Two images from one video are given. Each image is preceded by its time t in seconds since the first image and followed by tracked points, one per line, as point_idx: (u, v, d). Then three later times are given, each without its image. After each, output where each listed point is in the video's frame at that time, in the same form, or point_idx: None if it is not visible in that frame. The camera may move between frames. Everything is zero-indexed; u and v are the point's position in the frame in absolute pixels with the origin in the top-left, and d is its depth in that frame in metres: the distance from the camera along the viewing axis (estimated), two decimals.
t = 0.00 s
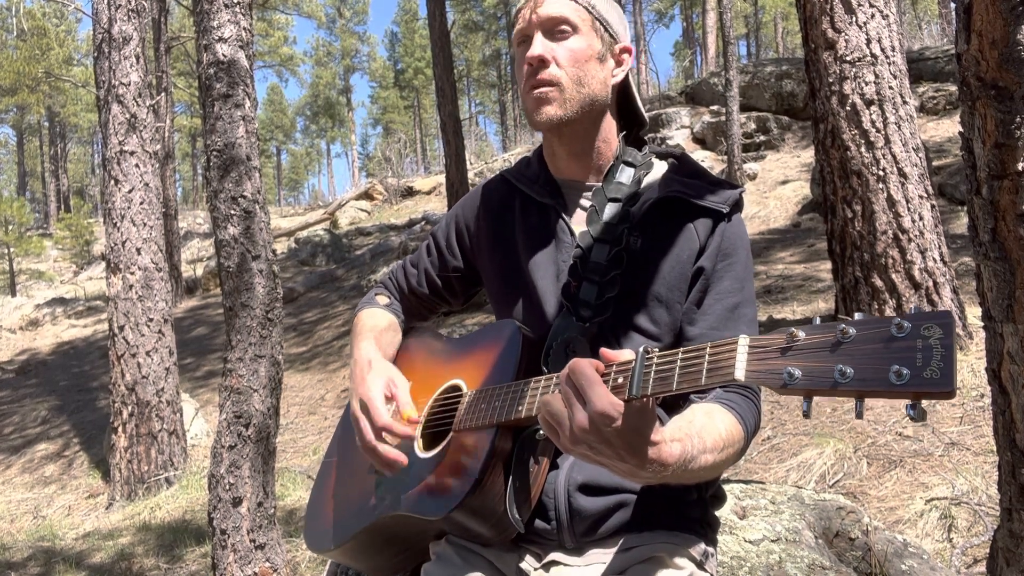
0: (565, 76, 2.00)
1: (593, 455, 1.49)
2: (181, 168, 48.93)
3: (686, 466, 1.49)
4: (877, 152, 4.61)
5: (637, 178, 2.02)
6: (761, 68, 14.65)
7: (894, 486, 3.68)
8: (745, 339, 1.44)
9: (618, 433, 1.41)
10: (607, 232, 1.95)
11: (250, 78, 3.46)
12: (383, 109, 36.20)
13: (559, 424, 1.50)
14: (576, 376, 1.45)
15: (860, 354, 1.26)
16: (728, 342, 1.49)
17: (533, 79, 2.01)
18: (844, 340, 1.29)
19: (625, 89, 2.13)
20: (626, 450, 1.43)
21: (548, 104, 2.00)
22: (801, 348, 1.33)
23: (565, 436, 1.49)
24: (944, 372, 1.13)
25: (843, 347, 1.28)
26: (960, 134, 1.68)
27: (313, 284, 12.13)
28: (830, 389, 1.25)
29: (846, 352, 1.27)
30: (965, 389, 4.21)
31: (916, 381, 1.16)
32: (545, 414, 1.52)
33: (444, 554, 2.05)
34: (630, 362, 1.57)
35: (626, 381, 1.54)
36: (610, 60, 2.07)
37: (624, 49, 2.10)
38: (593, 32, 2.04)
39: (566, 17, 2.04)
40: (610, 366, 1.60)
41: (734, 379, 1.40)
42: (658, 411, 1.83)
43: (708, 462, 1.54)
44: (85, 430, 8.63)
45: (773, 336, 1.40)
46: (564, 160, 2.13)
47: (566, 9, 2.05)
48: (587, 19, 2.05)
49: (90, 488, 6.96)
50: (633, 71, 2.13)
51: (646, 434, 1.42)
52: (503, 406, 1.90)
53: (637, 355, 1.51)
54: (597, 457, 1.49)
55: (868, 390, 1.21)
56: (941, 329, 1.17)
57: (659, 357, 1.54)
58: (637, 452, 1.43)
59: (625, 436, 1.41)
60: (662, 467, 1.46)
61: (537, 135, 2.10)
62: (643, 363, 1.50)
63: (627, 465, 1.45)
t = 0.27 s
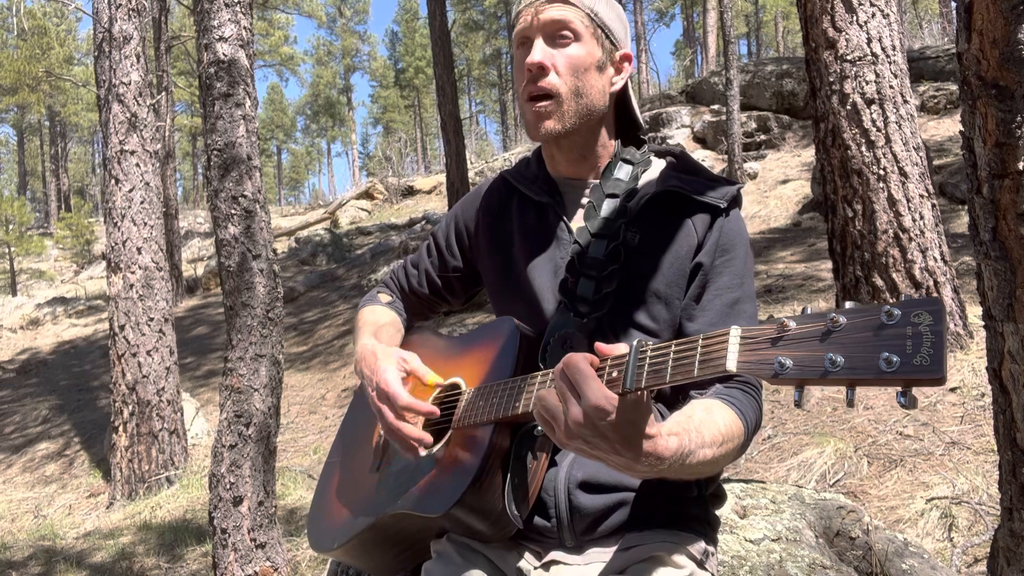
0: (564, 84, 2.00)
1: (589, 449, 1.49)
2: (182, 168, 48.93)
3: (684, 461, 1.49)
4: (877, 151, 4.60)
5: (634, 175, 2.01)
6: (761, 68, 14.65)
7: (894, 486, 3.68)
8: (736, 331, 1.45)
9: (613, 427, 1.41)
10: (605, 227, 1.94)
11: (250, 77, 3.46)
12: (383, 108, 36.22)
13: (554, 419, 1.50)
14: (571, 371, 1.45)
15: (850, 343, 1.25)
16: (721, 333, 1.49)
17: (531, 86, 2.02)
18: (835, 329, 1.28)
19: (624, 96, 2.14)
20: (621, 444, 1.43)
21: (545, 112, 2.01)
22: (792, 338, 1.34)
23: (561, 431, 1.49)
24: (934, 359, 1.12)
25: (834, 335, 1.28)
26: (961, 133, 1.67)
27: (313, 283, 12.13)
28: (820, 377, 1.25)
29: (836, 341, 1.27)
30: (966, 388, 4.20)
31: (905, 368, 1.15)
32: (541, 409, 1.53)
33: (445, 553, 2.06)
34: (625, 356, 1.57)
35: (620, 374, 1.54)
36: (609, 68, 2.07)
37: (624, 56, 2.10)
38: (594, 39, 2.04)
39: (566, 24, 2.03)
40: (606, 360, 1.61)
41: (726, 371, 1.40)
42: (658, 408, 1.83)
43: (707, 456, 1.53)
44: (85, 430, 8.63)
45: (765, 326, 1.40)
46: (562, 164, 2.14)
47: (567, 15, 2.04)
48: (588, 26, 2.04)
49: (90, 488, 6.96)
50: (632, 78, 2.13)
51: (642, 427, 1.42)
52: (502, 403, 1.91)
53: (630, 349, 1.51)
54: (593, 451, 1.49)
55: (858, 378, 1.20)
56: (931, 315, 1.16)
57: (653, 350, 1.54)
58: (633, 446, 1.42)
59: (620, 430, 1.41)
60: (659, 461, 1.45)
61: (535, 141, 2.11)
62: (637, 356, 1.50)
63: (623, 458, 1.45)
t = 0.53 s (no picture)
0: (577, 95, 2.00)
1: (589, 448, 1.49)
2: (182, 168, 48.92)
3: (687, 458, 1.49)
4: (877, 151, 4.60)
5: (636, 171, 2.01)
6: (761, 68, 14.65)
7: (894, 486, 3.68)
8: (736, 329, 1.45)
9: (614, 426, 1.42)
10: (605, 223, 1.94)
11: (250, 77, 3.46)
12: (383, 109, 36.28)
13: (555, 418, 1.50)
14: (570, 369, 1.45)
15: (852, 340, 1.25)
16: (721, 331, 1.49)
17: (544, 95, 2.02)
18: (836, 327, 1.28)
19: (631, 99, 2.14)
20: (622, 442, 1.43)
21: (556, 123, 2.03)
22: (793, 335, 1.34)
23: (561, 430, 1.50)
24: (936, 356, 1.13)
25: (834, 333, 1.28)
26: (961, 133, 1.68)
27: (313, 283, 12.13)
28: (822, 375, 1.25)
29: (837, 338, 1.27)
30: (966, 389, 4.21)
31: (907, 365, 1.15)
32: (542, 409, 1.53)
33: (447, 552, 2.06)
34: (625, 355, 1.57)
35: (620, 373, 1.54)
36: (620, 73, 2.07)
37: (635, 59, 2.10)
38: (607, 45, 2.02)
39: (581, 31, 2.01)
40: (605, 357, 1.61)
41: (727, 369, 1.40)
42: (660, 406, 1.84)
43: (710, 454, 1.53)
44: (85, 430, 8.63)
45: (765, 324, 1.40)
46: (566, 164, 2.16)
47: (582, 19, 2.01)
48: (602, 32, 2.02)
49: (90, 488, 6.96)
50: (642, 82, 2.14)
51: (642, 425, 1.42)
52: (502, 402, 1.90)
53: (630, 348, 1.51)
54: (595, 451, 1.50)
55: (860, 375, 1.21)
56: (933, 312, 1.16)
57: (653, 349, 1.54)
58: (634, 445, 1.43)
59: (620, 428, 1.42)
60: (660, 459, 1.45)
61: (542, 141, 2.13)
62: (636, 354, 1.50)
63: (624, 457, 1.45)
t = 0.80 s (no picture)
0: (582, 87, 2.00)
1: (590, 454, 1.49)
2: (182, 168, 48.92)
3: (687, 466, 1.49)
4: (877, 151, 4.60)
5: (639, 173, 2.01)
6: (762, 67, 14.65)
7: (894, 486, 3.68)
8: (739, 337, 1.44)
9: (615, 432, 1.42)
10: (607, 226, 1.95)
11: (250, 77, 3.46)
12: (383, 109, 36.30)
13: (555, 423, 1.50)
14: (572, 375, 1.45)
15: (856, 352, 1.25)
16: (723, 339, 1.48)
17: (549, 85, 2.01)
18: (839, 338, 1.28)
19: (636, 96, 2.14)
20: (623, 449, 1.43)
21: (562, 114, 2.02)
22: (796, 346, 1.33)
23: (562, 436, 1.49)
24: (940, 370, 1.12)
25: (838, 345, 1.28)
26: (961, 133, 1.68)
27: (313, 283, 12.13)
28: (826, 387, 1.25)
29: (841, 350, 1.27)
30: (966, 389, 4.21)
31: (912, 378, 1.15)
32: (542, 414, 1.52)
33: (446, 553, 2.06)
34: (626, 360, 1.57)
35: (621, 380, 1.54)
36: (625, 68, 2.07)
37: (641, 56, 2.10)
38: (613, 39, 2.02)
39: (588, 23, 2.01)
40: (606, 364, 1.61)
41: (729, 378, 1.40)
42: (661, 409, 1.84)
43: (710, 461, 1.53)
44: (85, 430, 8.63)
45: (769, 333, 1.40)
46: (568, 160, 2.16)
47: (590, 12, 2.02)
48: (609, 26, 2.02)
49: (91, 488, 6.96)
50: (647, 79, 2.14)
51: (643, 431, 1.42)
52: (502, 405, 1.90)
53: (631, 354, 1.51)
54: (594, 456, 1.50)
55: (864, 388, 1.21)
56: (938, 325, 1.16)
57: (655, 355, 1.54)
58: (634, 450, 1.43)
59: (621, 435, 1.42)
60: (660, 465, 1.46)
61: (545, 134, 2.12)
62: (639, 361, 1.50)
63: (625, 463, 1.45)
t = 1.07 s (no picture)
0: (581, 79, 2.00)
1: (592, 455, 1.49)
2: (182, 168, 48.92)
3: (688, 466, 1.49)
4: (878, 151, 4.60)
5: (640, 173, 2.01)
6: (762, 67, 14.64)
7: (894, 486, 3.68)
8: (741, 337, 1.44)
9: (618, 432, 1.41)
10: (608, 226, 1.94)
11: (250, 77, 3.46)
12: (383, 108, 36.31)
13: (558, 424, 1.50)
14: (574, 376, 1.45)
15: (859, 352, 1.25)
16: (726, 339, 1.48)
17: (548, 76, 2.01)
18: (842, 337, 1.28)
19: (637, 96, 2.14)
20: (626, 450, 1.43)
21: (560, 105, 2.01)
22: (799, 345, 1.33)
23: (564, 436, 1.49)
24: (943, 368, 1.13)
25: (841, 344, 1.28)
26: (961, 133, 1.68)
27: (313, 283, 12.13)
28: (829, 386, 1.25)
29: (843, 349, 1.27)
30: (966, 389, 4.21)
31: (915, 377, 1.15)
32: (544, 414, 1.52)
33: (446, 553, 2.05)
34: (628, 360, 1.57)
35: (623, 380, 1.54)
36: (626, 66, 2.06)
37: (642, 56, 2.10)
38: (614, 35, 2.02)
39: (589, 17, 2.02)
40: (608, 363, 1.61)
41: (732, 377, 1.40)
42: (662, 410, 1.84)
43: (711, 461, 1.53)
44: (85, 430, 8.62)
45: (771, 333, 1.39)
46: (566, 157, 2.14)
47: (591, 7, 2.02)
48: (610, 22, 2.03)
49: (91, 487, 6.96)
50: (647, 79, 2.13)
51: (646, 432, 1.42)
52: (503, 405, 1.90)
53: (633, 354, 1.50)
54: (597, 456, 1.49)
55: (867, 387, 1.20)
56: (940, 324, 1.16)
57: (656, 355, 1.54)
58: (637, 451, 1.43)
59: (624, 435, 1.42)
60: (662, 466, 1.46)
61: (544, 129, 2.11)
62: (641, 360, 1.50)
63: (627, 464, 1.45)
